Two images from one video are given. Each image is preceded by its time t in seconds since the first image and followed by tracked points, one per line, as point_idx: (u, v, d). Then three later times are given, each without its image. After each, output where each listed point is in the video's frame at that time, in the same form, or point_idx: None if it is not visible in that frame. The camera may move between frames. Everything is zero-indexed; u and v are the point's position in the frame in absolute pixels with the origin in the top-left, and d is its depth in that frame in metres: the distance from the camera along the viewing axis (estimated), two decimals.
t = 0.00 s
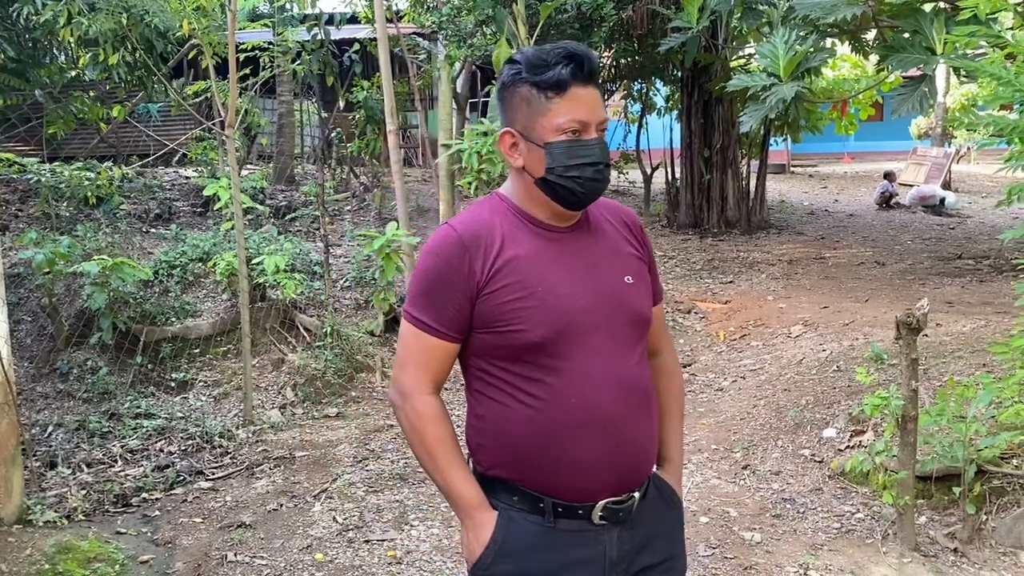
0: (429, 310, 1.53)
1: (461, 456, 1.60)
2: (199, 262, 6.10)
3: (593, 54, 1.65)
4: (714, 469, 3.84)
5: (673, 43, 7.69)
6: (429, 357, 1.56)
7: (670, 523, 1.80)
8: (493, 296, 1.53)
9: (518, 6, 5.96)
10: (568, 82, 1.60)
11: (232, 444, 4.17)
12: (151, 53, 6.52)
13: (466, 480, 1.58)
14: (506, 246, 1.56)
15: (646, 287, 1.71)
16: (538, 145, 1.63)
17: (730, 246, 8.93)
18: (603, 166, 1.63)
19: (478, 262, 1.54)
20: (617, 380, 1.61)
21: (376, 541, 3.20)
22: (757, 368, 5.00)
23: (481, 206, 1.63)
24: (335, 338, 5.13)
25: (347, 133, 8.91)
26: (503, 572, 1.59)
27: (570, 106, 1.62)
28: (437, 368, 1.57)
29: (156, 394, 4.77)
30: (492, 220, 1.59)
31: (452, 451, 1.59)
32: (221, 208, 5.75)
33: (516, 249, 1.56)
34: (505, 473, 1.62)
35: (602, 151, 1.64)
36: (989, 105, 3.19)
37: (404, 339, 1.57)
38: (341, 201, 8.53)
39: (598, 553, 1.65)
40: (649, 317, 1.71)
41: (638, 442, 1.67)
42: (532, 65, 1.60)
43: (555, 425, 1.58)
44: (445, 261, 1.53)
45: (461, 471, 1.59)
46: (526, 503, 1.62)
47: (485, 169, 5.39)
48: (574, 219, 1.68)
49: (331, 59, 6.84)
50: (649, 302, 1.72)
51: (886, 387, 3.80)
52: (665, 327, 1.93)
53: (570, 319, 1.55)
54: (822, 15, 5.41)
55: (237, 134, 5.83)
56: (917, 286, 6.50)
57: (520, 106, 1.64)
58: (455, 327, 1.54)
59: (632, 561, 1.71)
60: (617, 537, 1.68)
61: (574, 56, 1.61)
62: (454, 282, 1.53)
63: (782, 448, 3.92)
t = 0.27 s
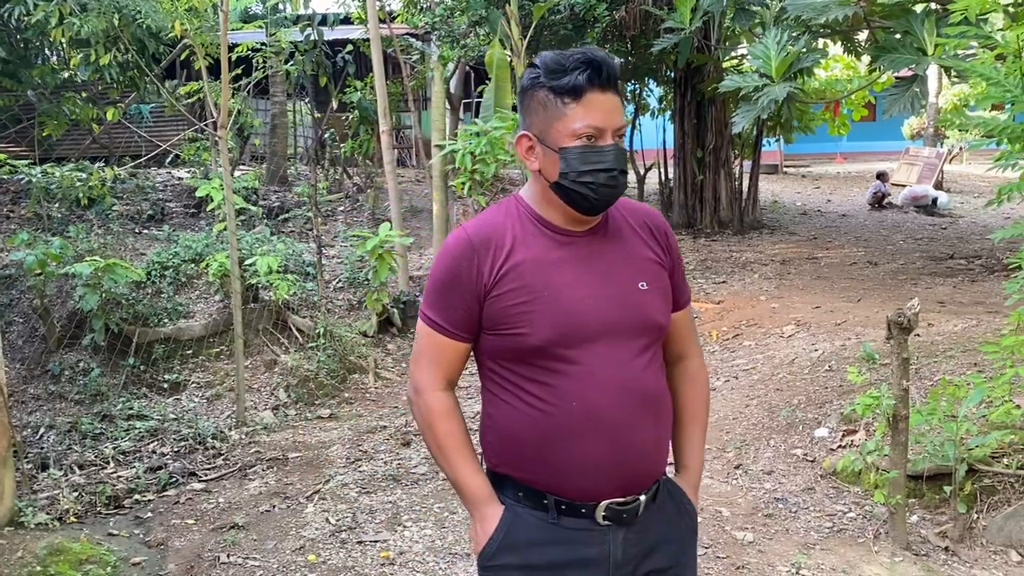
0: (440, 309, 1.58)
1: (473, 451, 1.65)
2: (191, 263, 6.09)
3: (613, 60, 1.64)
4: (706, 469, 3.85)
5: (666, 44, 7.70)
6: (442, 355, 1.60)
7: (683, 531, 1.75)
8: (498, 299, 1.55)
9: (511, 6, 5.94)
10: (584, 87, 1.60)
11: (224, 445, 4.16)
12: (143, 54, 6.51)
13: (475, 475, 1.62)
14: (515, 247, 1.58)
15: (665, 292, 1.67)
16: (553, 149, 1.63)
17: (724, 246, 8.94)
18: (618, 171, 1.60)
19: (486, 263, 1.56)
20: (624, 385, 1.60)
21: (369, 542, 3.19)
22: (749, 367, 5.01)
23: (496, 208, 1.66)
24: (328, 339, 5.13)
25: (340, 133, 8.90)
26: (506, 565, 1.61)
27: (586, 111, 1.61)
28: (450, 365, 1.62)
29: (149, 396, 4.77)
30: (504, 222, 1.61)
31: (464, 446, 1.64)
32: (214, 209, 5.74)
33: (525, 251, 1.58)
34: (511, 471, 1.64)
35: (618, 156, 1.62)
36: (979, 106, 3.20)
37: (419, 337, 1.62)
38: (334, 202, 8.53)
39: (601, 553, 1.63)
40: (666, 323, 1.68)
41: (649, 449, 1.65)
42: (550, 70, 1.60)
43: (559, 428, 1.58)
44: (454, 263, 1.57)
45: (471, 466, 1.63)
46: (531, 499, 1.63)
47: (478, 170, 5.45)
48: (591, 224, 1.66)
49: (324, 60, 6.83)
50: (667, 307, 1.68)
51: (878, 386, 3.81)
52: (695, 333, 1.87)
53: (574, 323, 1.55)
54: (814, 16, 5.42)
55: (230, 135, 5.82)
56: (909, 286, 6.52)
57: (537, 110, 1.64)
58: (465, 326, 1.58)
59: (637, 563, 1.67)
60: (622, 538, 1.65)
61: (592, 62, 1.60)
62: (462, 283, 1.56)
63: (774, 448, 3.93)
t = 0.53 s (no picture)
0: (440, 308, 1.62)
1: (476, 447, 1.69)
2: (186, 264, 6.08)
3: (612, 58, 1.64)
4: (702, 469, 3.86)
5: (661, 44, 7.70)
6: (444, 353, 1.65)
7: (686, 541, 1.72)
8: (492, 296, 1.57)
9: (506, 7, 5.91)
10: (581, 84, 1.60)
11: (219, 446, 4.15)
12: (137, 54, 6.50)
13: (476, 470, 1.67)
14: (512, 245, 1.59)
15: (667, 293, 1.64)
16: (551, 146, 1.64)
17: (719, 246, 8.96)
18: (614, 167, 1.59)
19: (482, 261, 1.58)
20: (616, 385, 1.58)
21: (365, 543, 3.19)
22: (744, 368, 5.02)
23: (501, 207, 1.68)
24: (324, 340, 5.12)
25: (335, 134, 8.89)
26: (500, 562, 1.63)
27: (583, 108, 1.62)
28: (452, 363, 1.66)
29: (143, 397, 4.76)
30: (504, 221, 1.63)
31: (466, 441, 1.69)
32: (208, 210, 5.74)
33: (521, 248, 1.59)
34: (508, 469, 1.65)
35: (615, 152, 1.61)
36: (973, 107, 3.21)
37: (424, 334, 1.67)
38: (330, 203, 8.53)
39: (595, 556, 1.62)
40: (667, 323, 1.65)
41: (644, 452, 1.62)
42: (547, 68, 1.61)
43: (549, 426, 1.58)
44: (452, 261, 1.60)
45: (472, 461, 1.67)
46: (526, 498, 1.64)
47: (473, 170, 5.42)
48: (593, 223, 1.64)
49: (319, 60, 6.83)
50: (670, 308, 1.64)
51: (873, 386, 3.81)
52: (707, 337, 1.83)
53: (564, 322, 1.54)
54: (808, 17, 5.41)
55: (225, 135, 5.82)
56: (904, 286, 6.54)
57: (537, 108, 1.66)
58: (464, 325, 1.62)
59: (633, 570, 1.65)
60: (617, 543, 1.63)
61: (590, 59, 1.61)
62: (460, 280, 1.59)
63: (770, 448, 3.93)
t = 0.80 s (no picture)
0: (445, 299, 1.66)
1: (472, 440, 1.75)
2: (183, 266, 6.08)
3: (620, 59, 1.63)
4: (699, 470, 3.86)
5: (658, 45, 7.70)
6: (447, 345, 1.69)
7: (676, 547, 1.70)
8: (490, 290, 1.60)
9: (503, 9, 5.89)
10: (585, 84, 1.61)
11: (217, 448, 4.15)
12: (135, 56, 6.49)
13: (471, 464, 1.72)
14: (513, 241, 1.61)
15: (668, 298, 1.61)
16: (556, 145, 1.64)
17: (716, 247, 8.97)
18: (617, 166, 1.58)
19: (483, 255, 1.61)
20: (607, 388, 1.57)
21: (363, 545, 3.19)
22: (743, 368, 5.03)
23: (510, 202, 1.70)
24: (322, 341, 5.13)
25: (333, 135, 8.90)
26: (485, 553, 1.68)
27: (588, 108, 1.62)
28: (455, 356, 1.70)
29: (141, 399, 4.75)
30: (508, 215, 1.64)
31: (464, 433, 1.74)
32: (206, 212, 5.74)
33: (521, 245, 1.60)
34: (499, 464, 1.67)
35: (619, 152, 1.61)
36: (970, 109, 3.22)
37: (431, 323, 1.71)
38: (328, 204, 8.53)
39: (579, 556, 1.63)
40: (668, 329, 1.62)
41: (636, 457, 1.61)
42: (553, 69, 1.63)
43: (540, 424, 1.59)
44: (456, 253, 1.63)
45: (468, 455, 1.73)
46: (515, 494, 1.66)
47: (471, 172, 5.43)
48: (596, 223, 1.64)
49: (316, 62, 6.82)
50: (670, 314, 1.62)
51: (870, 387, 3.82)
52: (720, 344, 1.79)
53: (558, 321, 1.55)
54: (805, 18, 5.40)
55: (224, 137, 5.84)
56: (901, 287, 6.56)
57: (544, 108, 1.67)
58: (467, 318, 1.66)
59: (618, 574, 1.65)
60: (601, 545, 1.63)
61: (595, 60, 1.61)
62: (462, 274, 1.63)
63: (768, 450, 3.94)
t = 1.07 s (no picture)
0: (446, 298, 1.66)
1: (471, 440, 1.75)
2: (181, 266, 6.07)
3: (620, 56, 1.62)
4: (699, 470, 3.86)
5: (657, 45, 7.69)
6: (448, 344, 1.69)
7: (672, 547, 1.71)
8: (491, 292, 1.59)
9: (501, 9, 5.88)
10: (583, 81, 1.60)
11: (216, 449, 4.14)
12: (133, 55, 6.47)
13: (469, 464, 1.72)
14: (514, 242, 1.60)
15: (669, 304, 1.60)
16: (556, 142, 1.63)
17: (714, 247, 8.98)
18: (616, 163, 1.56)
19: (484, 256, 1.61)
20: (605, 393, 1.56)
21: (362, 546, 3.18)
22: (742, 368, 5.03)
23: (512, 201, 1.70)
24: (321, 342, 5.12)
25: (331, 135, 8.89)
26: (481, 552, 1.68)
27: (587, 104, 1.60)
28: (455, 355, 1.70)
29: (140, 400, 4.75)
30: (511, 216, 1.64)
31: (462, 433, 1.74)
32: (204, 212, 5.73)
33: (522, 246, 1.59)
34: (496, 464, 1.67)
35: (618, 149, 1.59)
36: (969, 108, 3.21)
37: (432, 321, 1.71)
38: (326, 204, 8.53)
39: (573, 556, 1.63)
40: (668, 335, 1.61)
41: (632, 463, 1.60)
42: (552, 67, 1.62)
43: (538, 428, 1.59)
44: (457, 253, 1.63)
45: (466, 454, 1.73)
46: (510, 494, 1.67)
47: (470, 172, 5.42)
48: (597, 224, 1.62)
49: (315, 62, 6.81)
50: (671, 320, 1.60)
51: (869, 387, 3.82)
52: (724, 347, 1.78)
53: (557, 325, 1.54)
54: (804, 18, 5.40)
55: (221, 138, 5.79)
56: (900, 287, 6.56)
57: (544, 106, 1.66)
58: (467, 318, 1.65)
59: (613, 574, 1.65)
60: (596, 545, 1.64)
61: (594, 56, 1.59)
62: (463, 273, 1.62)
63: (767, 449, 3.94)
